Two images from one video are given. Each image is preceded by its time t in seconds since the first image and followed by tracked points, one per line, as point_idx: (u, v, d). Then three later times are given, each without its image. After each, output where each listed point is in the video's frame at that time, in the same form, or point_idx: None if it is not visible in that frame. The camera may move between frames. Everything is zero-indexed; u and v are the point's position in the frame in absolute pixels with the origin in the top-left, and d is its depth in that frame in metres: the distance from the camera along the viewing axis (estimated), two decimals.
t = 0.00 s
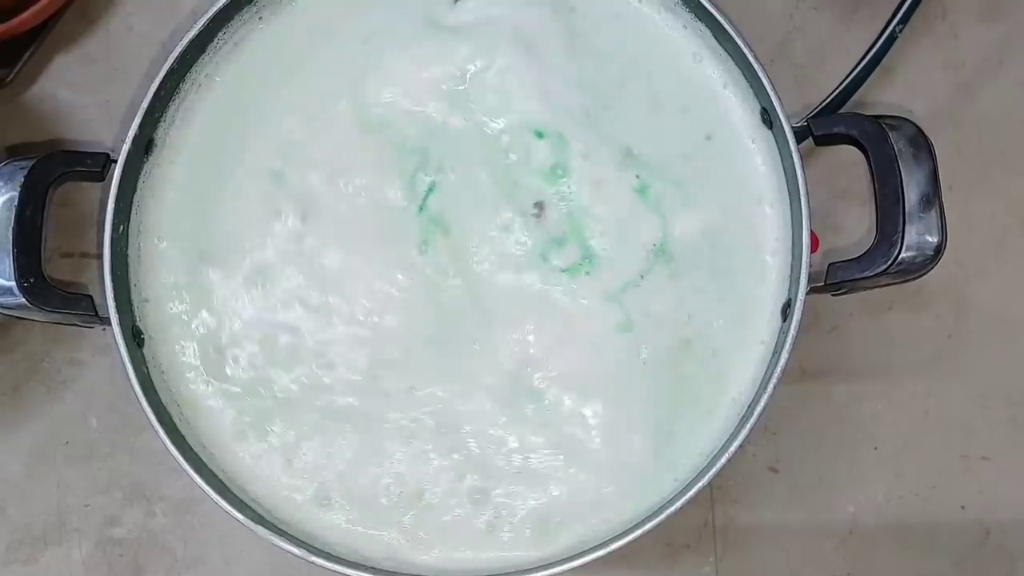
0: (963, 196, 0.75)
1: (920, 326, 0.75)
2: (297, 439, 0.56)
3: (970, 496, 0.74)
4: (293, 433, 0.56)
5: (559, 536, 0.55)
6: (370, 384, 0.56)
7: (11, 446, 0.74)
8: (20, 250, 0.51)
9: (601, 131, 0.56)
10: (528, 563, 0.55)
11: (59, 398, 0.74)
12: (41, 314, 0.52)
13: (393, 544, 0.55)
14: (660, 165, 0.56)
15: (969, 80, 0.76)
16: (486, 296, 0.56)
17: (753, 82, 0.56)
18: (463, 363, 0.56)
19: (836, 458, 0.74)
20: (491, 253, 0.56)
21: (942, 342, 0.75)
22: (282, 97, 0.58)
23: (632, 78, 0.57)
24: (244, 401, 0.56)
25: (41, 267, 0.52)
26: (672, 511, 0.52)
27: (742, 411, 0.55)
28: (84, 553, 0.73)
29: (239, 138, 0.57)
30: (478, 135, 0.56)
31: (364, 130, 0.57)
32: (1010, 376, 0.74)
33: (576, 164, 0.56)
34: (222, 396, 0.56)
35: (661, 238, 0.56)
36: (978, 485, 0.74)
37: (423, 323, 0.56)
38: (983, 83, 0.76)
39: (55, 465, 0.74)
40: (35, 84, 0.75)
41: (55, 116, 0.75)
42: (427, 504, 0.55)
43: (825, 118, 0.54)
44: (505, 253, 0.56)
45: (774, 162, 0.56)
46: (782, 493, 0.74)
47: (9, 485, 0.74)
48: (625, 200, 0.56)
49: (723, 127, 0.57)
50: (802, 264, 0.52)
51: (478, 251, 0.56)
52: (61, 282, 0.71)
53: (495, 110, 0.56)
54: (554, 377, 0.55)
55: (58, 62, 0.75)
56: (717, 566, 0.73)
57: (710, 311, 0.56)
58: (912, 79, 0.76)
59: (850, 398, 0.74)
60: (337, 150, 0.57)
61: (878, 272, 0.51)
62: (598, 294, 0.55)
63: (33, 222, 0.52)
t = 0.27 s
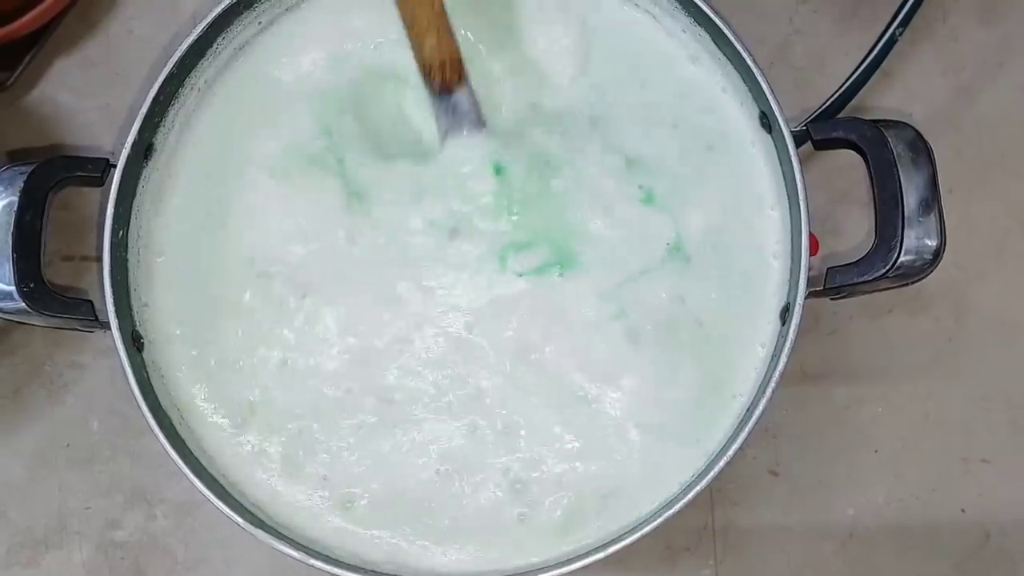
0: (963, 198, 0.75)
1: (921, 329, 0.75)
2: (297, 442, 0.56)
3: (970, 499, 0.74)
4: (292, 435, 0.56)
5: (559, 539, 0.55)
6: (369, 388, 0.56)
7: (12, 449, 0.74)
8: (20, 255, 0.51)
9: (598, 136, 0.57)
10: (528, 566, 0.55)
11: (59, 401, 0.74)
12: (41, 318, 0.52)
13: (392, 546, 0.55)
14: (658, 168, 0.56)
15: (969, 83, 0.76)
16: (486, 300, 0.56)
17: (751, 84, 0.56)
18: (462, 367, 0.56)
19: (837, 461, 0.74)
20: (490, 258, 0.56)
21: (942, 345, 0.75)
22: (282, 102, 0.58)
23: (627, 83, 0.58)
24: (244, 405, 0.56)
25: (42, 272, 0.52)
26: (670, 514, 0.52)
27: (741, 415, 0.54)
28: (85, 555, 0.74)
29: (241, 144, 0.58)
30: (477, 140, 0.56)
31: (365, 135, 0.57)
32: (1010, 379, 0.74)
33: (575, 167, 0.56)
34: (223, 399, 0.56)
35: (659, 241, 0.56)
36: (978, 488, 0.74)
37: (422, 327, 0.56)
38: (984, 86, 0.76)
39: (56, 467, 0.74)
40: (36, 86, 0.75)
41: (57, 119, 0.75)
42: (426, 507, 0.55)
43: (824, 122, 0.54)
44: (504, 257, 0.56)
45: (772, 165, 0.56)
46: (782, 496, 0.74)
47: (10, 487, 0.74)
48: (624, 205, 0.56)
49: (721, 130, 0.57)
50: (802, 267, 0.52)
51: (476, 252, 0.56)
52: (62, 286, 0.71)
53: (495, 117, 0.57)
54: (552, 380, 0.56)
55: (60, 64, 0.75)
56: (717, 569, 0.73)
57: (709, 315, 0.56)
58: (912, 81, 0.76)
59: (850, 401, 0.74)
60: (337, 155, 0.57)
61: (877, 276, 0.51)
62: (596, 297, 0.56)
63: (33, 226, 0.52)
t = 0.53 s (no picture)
0: (963, 201, 0.75)
1: (919, 331, 0.75)
2: (295, 441, 0.56)
3: (968, 501, 0.74)
4: (289, 434, 0.56)
5: (556, 540, 0.55)
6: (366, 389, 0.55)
7: (10, 446, 0.74)
8: (17, 252, 0.51)
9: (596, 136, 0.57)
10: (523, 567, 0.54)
11: (57, 398, 0.74)
12: (38, 316, 0.52)
13: (388, 546, 0.55)
14: (656, 168, 0.56)
15: (970, 85, 0.76)
16: (485, 300, 0.56)
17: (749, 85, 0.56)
18: (460, 367, 0.56)
19: (835, 463, 0.74)
20: (491, 257, 0.56)
21: (941, 347, 0.75)
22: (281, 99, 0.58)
23: (626, 81, 0.57)
24: (241, 404, 0.56)
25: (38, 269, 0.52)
26: (667, 515, 0.52)
27: (738, 417, 0.54)
28: (82, 553, 0.73)
29: (239, 142, 0.58)
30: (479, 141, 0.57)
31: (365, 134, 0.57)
32: (1009, 382, 0.74)
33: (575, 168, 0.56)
34: (220, 398, 0.56)
35: (658, 241, 0.56)
36: (976, 490, 0.74)
37: (421, 327, 0.56)
38: (985, 88, 0.76)
39: (53, 465, 0.74)
40: (36, 83, 0.75)
41: (56, 116, 0.75)
42: (423, 507, 0.55)
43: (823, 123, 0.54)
44: (503, 257, 0.56)
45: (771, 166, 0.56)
46: (780, 498, 0.74)
47: (7, 485, 0.74)
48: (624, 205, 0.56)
49: (718, 131, 0.57)
50: (801, 268, 0.52)
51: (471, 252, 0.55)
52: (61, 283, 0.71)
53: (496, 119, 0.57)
54: (551, 382, 0.55)
55: (60, 62, 0.75)
56: (714, 571, 0.73)
57: (706, 316, 0.56)
58: (912, 83, 0.76)
59: (849, 403, 0.74)
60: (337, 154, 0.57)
61: (875, 277, 0.51)
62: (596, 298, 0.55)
63: (31, 224, 0.51)
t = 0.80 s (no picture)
0: (958, 206, 0.76)
1: (915, 335, 0.75)
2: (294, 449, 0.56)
3: (964, 505, 0.74)
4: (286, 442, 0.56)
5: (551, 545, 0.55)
6: (365, 395, 0.56)
7: (12, 453, 0.75)
8: (18, 263, 0.51)
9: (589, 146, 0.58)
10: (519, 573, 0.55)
11: (59, 405, 0.75)
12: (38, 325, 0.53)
13: (385, 551, 0.56)
14: (648, 176, 0.57)
15: (965, 91, 0.76)
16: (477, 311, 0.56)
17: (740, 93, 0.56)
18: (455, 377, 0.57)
19: (832, 466, 0.74)
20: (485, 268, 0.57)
21: (938, 351, 0.75)
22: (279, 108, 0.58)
23: (618, 89, 0.58)
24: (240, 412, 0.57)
25: (38, 279, 0.52)
26: (661, 521, 0.52)
27: (729, 424, 0.55)
28: (84, 558, 0.74)
29: (236, 154, 0.58)
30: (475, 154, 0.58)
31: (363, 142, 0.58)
32: (1004, 386, 0.75)
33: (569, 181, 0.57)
34: (219, 407, 0.57)
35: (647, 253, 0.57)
36: (972, 494, 0.74)
37: (416, 336, 0.56)
38: (980, 93, 0.76)
39: (55, 471, 0.75)
40: (38, 92, 0.76)
41: (58, 125, 0.76)
42: (419, 514, 0.56)
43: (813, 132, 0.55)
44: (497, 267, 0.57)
45: (762, 176, 0.56)
46: (776, 503, 0.74)
47: (10, 490, 0.75)
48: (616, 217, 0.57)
49: (711, 139, 0.57)
50: (791, 277, 0.52)
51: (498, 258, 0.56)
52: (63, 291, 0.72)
53: (492, 133, 0.58)
54: (544, 391, 0.56)
55: (61, 71, 0.76)
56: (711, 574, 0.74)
57: (698, 323, 0.56)
58: (907, 88, 0.76)
59: (845, 407, 0.75)
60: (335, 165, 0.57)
61: (866, 285, 0.51)
62: (586, 310, 0.57)
63: (31, 235, 0.52)
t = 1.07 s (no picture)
0: (957, 206, 0.76)
1: (914, 336, 0.75)
2: (291, 448, 0.56)
3: (963, 506, 0.74)
4: (282, 441, 0.56)
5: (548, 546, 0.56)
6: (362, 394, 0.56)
7: (11, 452, 0.75)
8: (15, 263, 0.51)
9: (588, 146, 0.57)
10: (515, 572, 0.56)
11: (58, 404, 0.75)
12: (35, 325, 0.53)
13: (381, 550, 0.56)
14: (646, 177, 0.57)
15: (963, 91, 0.76)
16: (475, 309, 0.56)
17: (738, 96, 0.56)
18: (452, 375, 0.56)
19: (830, 467, 0.74)
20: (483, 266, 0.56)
21: (936, 351, 0.75)
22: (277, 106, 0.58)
23: (617, 88, 0.58)
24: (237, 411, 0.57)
25: (35, 279, 0.52)
26: (655, 521, 0.53)
27: (724, 426, 0.55)
28: (82, 556, 0.74)
29: (232, 152, 0.58)
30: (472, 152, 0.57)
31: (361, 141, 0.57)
32: (1003, 387, 0.75)
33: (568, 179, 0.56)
34: (215, 405, 0.57)
35: (646, 253, 0.57)
36: (971, 495, 0.74)
37: (413, 335, 0.56)
38: (979, 94, 0.76)
39: (54, 469, 0.75)
40: (37, 92, 0.76)
41: (57, 124, 0.76)
42: (414, 514, 0.56)
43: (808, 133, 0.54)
44: (495, 264, 0.56)
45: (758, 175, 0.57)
46: (774, 503, 0.74)
47: (9, 489, 0.75)
48: (615, 216, 0.56)
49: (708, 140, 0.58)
50: (785, 281, 0.53)
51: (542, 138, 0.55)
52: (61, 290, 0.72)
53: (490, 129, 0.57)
54: (542, 391, 0.56)
55: (60, 70, 0.76)
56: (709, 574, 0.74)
57: (693, 324, 0.56)
58: (906, 89, 0.76)
59: (843, 408, 0.75)
60: (332, 165, 0.57)
61: (860, 287, 0.52)
62: (586, 309, 0.56)
63: (28, 235, 0.52)
